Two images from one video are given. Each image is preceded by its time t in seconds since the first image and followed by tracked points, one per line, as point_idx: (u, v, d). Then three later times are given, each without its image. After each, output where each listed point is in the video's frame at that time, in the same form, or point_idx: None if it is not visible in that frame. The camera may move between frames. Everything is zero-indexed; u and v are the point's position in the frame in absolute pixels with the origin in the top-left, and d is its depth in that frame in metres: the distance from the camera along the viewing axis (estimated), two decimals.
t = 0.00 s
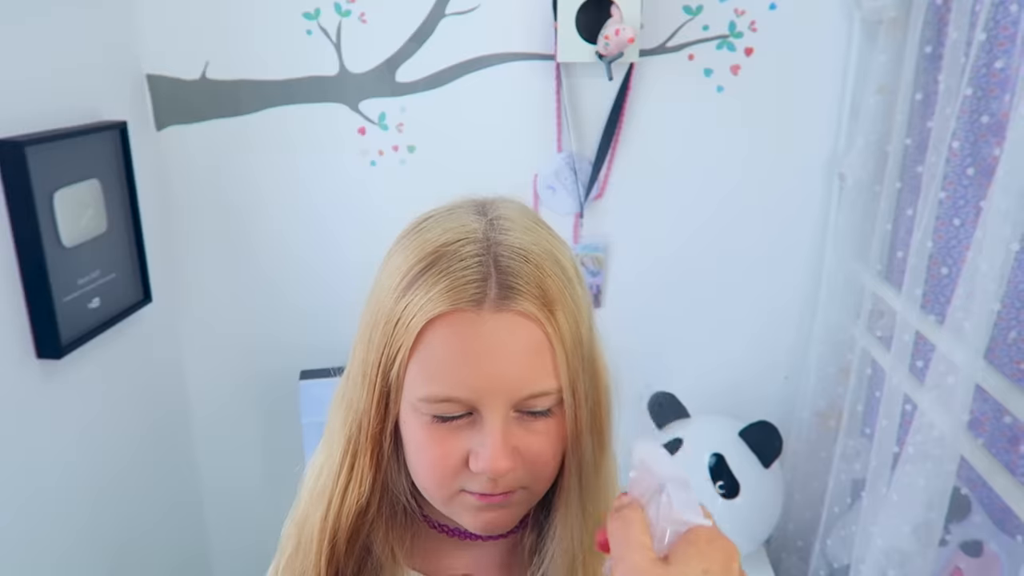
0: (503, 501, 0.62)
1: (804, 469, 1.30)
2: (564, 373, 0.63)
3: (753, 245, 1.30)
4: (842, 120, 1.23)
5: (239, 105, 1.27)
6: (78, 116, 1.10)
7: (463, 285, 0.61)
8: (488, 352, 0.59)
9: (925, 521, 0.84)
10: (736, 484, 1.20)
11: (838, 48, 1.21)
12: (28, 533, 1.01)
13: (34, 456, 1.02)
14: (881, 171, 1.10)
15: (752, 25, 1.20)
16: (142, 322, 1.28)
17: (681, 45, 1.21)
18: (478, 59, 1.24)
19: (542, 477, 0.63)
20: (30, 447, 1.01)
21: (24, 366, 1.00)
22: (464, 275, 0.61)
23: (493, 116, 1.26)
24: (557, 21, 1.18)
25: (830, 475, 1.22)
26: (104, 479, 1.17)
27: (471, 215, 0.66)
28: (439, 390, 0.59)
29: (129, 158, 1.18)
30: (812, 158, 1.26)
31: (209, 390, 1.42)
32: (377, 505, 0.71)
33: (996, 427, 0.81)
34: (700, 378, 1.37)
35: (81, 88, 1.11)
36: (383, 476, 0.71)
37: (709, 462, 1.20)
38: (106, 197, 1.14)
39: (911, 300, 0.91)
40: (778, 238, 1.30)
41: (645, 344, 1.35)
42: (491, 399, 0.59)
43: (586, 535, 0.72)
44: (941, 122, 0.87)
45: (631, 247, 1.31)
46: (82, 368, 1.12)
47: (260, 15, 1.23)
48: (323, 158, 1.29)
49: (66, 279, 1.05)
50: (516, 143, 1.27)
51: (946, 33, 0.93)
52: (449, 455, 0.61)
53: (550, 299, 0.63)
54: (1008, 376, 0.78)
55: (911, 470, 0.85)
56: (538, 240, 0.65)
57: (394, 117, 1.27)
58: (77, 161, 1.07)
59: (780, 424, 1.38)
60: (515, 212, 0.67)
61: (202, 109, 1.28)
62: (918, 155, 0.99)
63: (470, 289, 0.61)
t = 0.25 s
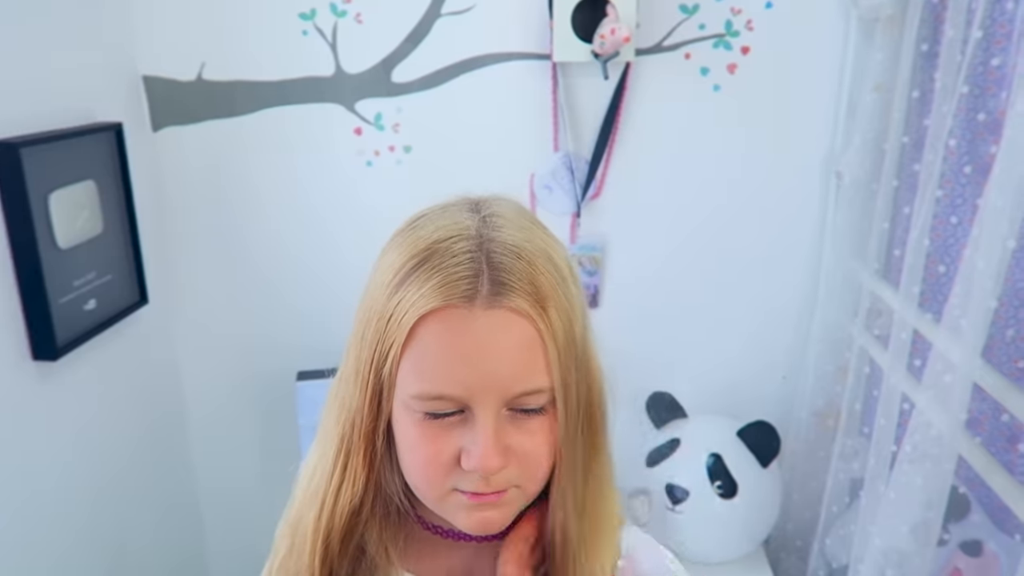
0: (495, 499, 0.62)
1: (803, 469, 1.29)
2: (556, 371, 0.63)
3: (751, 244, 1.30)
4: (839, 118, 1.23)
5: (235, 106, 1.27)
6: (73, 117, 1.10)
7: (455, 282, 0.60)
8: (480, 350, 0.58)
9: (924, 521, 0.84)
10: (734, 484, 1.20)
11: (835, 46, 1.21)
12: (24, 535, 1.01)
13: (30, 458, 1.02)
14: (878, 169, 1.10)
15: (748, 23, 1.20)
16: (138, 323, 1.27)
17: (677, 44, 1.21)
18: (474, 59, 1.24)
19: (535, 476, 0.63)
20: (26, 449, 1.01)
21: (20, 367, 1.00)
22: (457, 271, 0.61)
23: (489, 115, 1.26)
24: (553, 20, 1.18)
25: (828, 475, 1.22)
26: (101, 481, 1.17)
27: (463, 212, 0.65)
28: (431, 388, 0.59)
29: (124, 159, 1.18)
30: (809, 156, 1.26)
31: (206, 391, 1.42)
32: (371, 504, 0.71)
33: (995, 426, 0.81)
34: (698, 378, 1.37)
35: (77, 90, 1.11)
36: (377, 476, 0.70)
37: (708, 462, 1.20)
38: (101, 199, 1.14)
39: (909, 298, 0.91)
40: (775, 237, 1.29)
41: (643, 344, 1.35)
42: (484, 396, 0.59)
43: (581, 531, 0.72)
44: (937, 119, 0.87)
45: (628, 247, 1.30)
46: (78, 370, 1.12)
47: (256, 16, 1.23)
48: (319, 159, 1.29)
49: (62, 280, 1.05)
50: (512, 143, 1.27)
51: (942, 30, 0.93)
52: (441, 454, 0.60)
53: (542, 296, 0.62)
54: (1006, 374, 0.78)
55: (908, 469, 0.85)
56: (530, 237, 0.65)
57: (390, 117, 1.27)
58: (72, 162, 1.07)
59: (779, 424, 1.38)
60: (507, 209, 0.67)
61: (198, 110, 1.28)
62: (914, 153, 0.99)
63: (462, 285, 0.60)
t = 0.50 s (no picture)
0: (498, 495, 0.62)
1: (802, 464, 1.29)
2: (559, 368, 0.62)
3: (749, 239, 1.30)
4: (837, 113, 1.23)
5: (233, 103, 1.27)
6: (70, 115, 1.10)
7: (458, 278, 0.60)
8: (482, 346, 0.58)
9: (923, 515, 0.84)
10: (734, 480, 1.19)
11: (833, 41, 1.21)
12: (23, 534, 1.01)
13: (28, 456, 1.02)
14: (876, 164, 1.10)
15: (746, 19, 1.20)
16: (137, 322, 1.27)
17: (675, 40, 1.21)
18: (472, 56, 1.23)
19: (538, 472, 0.63)
20: (25, 447, 1.01)
21: (18, 367, 1.00)
22: (460, 268, 0.61)
23: (487, 112, 1.26)
24: (551, 16, 1.18)
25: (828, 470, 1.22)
26: (101, 481, 1.17)
27: (467, 208, 0.65)
28: (434, 384, 0.59)
29: (122, 157, 1.18)
30: (807, 152, 1.26)
31: (205, 389, 1.42)
32: (374, 499, 0.70)
33: (994, 420, 0.81)
34: (697, 374, 1.37)
35: (73, 88, 1.11)
36: (380, 471, 0.70)
37: (708, 458, 1.20)
38: (98, 198, 1.14)
39: (907, 292, 0.90)
40: (774, 233, 1.29)
41: (641, 340, 1.35)
42: (486, 392, 0.59)
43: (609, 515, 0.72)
44: (935, 114, 0.87)
45: (626, 243, 1.30)
46: (76, 368, 1.12)
47: (252, 13, 1.23)
48: (318, 156, 1.29)
49: (59, 279, 1.05)
50: (510, 139, 1.27)
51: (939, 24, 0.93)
52: (443, 450, 0.60)
53: (546, 294, 0.62)
54: (1006, 368, 0.78)
55: (908, 464, 0.85)
56: (534, 234, 0.65)
57: (388, 114, 1.27)
58: (69, 161, 1.07)
59: (778, 420, 1.38)
60: (511, 206, 0.66)
61: (195, 108, 1.27)
62: (912, 147, 0.99)
63: (465, 282, 0.60)
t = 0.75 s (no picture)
0: (505, 487, 0.62)
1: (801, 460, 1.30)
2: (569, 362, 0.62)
3: (749, 234, 1.30)
4: (836, 108, 1.23)
5: (231, 99, 1.27)
6: (68, 112, 1.10)
7: (469, 270, 0.60)
8: (491, 338, 0.58)
9: (922, 509, 0.84)
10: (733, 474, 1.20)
11: (831, 36, 1.20)
12: (23, 531, 1.01)
13: (27, 453, 1.02)
14: (874, 158, 1.10)
15: (744, 14, 1.19)
16: (136, 318, 1.27)
17: (674, 35, 1.21)
18: (470, 51, 1.23)
19: (545, 465, 0.63)
20: (25, 444, 1.01)
21: (17, 363, 1.00)
22: (471, 259, 0.60)
23: (486, 108, 1.26)
24: (550, 12, 1.18)
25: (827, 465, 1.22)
26: (100, 478, 1.17)
27: (479, 200, 0.65)
28: (444, 375, 0.59)
29: (120, 153, 1.18)
30: (806, 147, 1.26)
31: (205, 386, 1.42)
32: (384, 489, 0.71)
33: (994, 415, 0.81)
34: (696, 370, 1.37)
35: (71, 85, 1.11)
36: (390, 461, 0.70)
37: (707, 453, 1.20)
38: (97, 194, 1.14)
39: (906, 287, 0.91)
40: (774, 228, 1.29)
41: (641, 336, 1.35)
42: (495, 383, 0.59)
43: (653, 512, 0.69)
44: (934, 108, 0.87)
45: (626, 239, 1.30)
46: (75, 365, 1.12)
47: (250, 9, 1.23)
48: (317, 153, 1.29)
49: (58, 276, 1.05)
50: (509, 135, 1.27)
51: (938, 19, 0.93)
52: (451, 440, 0.61)
53: (558, 287, 0.61)
54: (1005, 363, 0.78)
55: (906, 458, 0.85)
56: (547, 227, 0.64)
57: (387, 110, 1.27)
58: (68, 158, 1.07)
59: (777, 415, 1.38)
60: (523, 198, 0.66)
61: (194, 104, 1.27)
62: (911, 142, 0.99)
63: (475, 273, 0.60)
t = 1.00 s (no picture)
0: (509, 474, 0.62)
1: (800, 450, 1.30)
2: (576, 351, 0.62)
3: (749, 224, 1.30)
4: (836, 98, 1.22)
5: (230, 88, 1.26)
6: (66, 101, 1.09)
7: (479, 255, 0.61)
8: (498, 323, 0.59)
9: (922, 498, 0.84)
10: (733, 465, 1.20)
11: (832, 25, 1.20)
12: (24, 521, 1.01)
13: (27, 443, 1.01)
14: (875, 148, 1.09)
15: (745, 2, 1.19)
16: (136, 308, 1.27)
17: (674, 24, 1.20)
18: (470, 40, 1.23)
19: (550, 452, 0.63)
20: (24, 433, 1.01)
21: (16, 353, 1.00)
22: (480, 244, 0.62)
23: (486, 98, 1.26)
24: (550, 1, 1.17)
25: (825, 456, 1.22)
26: (101, 470, 1.17)
27: (489, 186, 0.66)
28: (450, 359, 0.60)
29: (119, 142, 1.17)
30: (806, 136, 1.25)
31: (204, 376, 1.42)
32: (388, 475, 0.74)
33: (993, 405, 0.81)
34: (696, 361, 1.37)
35: (69, 74, 1.10)
36: (394, 447, 0.72)
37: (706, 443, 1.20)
38: (96, 184, 1.13)
39: (906, 276, 0.90)
40: (774, 218, 1.29)
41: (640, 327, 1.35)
42: (501, 369, 0.59)
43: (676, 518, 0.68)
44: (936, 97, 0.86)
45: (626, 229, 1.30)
46: (74, 355, 1.12)
47: None
48: (317, 142, 1.29)
49: (57, 265, 1.05)
50: (509, 125, 1.27)
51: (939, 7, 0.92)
52: (457, 425, 0.61)
53: (567, 274, 0.62)
54: (1004, 353, 0.78)
55: (905, 447, 0.85)
56: (556, 214, 0.65)
57: (386, 99, 1.26)
58: (66, 147, 1.06)
59: (776, 405, 1.38)
60: (534, 186, 0.67)
61: (193, 93, 1.27)
62: (912, 131, 0.98)
63: (484, 258, 0.61)
